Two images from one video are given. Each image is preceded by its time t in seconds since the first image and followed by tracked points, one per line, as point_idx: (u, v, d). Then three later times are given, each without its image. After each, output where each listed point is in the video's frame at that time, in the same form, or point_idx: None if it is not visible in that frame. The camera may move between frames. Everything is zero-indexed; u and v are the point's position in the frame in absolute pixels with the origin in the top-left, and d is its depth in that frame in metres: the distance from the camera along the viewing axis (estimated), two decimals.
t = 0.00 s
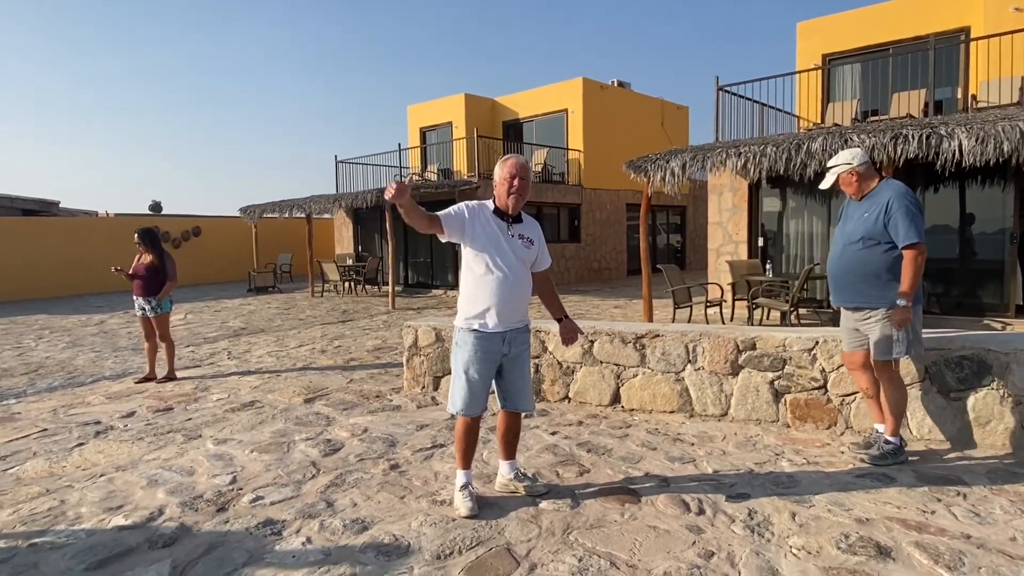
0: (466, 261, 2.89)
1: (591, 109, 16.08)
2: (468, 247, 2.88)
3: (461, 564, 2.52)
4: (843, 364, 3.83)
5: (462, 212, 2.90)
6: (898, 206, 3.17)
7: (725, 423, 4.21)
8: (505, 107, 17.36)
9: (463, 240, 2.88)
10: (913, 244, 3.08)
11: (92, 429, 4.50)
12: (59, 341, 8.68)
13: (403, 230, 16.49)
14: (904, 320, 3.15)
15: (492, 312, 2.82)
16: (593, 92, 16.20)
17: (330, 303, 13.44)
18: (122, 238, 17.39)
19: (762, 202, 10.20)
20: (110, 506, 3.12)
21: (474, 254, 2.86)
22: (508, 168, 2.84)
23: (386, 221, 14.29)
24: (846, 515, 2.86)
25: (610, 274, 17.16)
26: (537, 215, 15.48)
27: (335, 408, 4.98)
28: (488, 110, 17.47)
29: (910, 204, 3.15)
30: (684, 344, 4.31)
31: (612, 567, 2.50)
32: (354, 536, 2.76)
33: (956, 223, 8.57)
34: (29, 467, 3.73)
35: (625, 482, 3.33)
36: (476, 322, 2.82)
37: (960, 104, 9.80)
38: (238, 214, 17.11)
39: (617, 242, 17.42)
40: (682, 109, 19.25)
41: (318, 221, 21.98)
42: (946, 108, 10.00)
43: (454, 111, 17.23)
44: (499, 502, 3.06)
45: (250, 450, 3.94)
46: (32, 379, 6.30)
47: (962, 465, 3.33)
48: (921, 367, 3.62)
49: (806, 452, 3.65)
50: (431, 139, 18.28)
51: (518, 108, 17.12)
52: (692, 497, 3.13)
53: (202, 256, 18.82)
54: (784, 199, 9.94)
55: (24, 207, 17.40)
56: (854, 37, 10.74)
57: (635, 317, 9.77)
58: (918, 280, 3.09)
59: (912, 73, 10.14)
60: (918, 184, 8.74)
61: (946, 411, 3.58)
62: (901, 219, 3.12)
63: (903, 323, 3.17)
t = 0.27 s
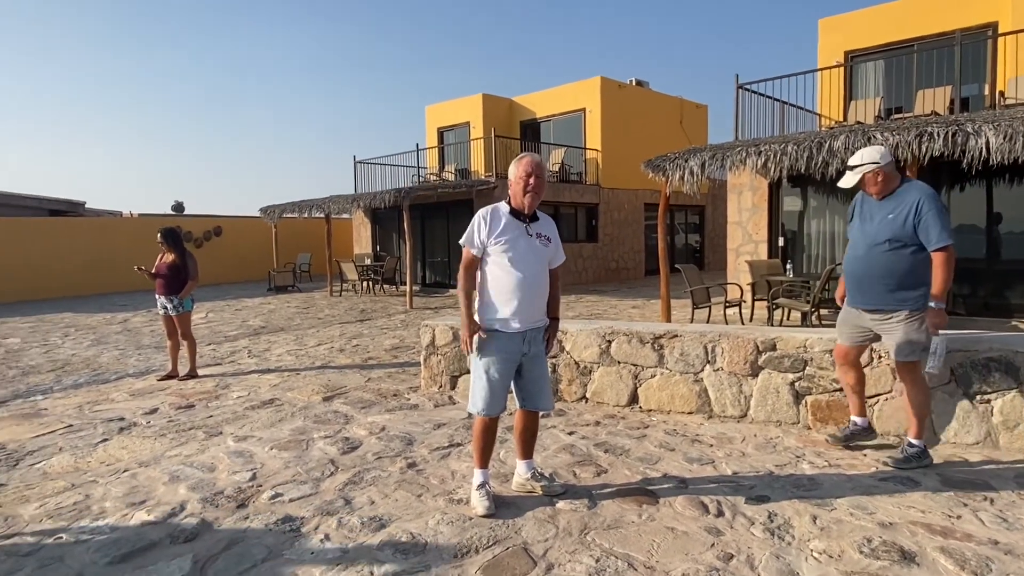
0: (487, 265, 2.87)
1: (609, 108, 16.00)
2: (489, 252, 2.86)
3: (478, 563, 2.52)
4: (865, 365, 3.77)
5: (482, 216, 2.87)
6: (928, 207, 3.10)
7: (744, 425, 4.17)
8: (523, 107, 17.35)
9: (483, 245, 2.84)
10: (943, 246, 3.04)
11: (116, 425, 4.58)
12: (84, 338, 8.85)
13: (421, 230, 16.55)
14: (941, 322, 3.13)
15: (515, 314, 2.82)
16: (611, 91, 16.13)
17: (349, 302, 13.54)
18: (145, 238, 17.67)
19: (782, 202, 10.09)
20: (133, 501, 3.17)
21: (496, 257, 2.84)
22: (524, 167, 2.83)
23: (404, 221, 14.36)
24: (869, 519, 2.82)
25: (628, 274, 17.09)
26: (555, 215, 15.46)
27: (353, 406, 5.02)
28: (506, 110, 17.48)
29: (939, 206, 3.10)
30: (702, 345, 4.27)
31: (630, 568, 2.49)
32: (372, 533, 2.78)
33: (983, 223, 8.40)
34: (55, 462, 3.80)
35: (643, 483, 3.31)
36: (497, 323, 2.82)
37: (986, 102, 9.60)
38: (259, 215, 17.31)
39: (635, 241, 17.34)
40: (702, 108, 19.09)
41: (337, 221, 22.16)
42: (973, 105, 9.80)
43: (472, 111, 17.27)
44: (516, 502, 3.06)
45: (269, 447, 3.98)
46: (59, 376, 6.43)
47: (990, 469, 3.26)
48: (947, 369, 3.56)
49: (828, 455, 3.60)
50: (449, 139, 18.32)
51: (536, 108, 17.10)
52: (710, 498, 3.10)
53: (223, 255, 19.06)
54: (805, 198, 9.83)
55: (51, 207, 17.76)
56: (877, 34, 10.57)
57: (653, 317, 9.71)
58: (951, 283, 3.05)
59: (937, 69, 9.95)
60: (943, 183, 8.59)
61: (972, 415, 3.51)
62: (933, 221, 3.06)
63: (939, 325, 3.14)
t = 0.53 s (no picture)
0: (513, 270, 2.87)
1: (634, 108, 15.90)
2: (514, 257, 2.86)
3: (502, 564, 2.52)
4: (898, 369, 3.68)
5: (504, 222, 2.86)
6: (956, 211, 3.04)
7: (772, 429, 4.11)
8: (548, 108, 17.33)
9: (509, 250, 2.85)
10: (972, 249, 2.99)
11: (149, 421, 4.68)
12: (118, 337, 9.07)
13: (445, 231, 16.63)
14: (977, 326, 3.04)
15: (544, 315, 2.82)
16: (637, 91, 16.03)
17: (374, 303, 13.68)
18: (177, 239, 18.06)
19: (812, 202, 9.90)
20: (165, 497, 3.24)
21: (522, 262, 2.84)
22: (546, 167, 2.83)
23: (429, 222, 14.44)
24: (902, 527, 2.75)
25: (653, 275, 16.96)
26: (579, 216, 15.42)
27: (379, 406, 5.06)
28: (530, 111, 17.47)
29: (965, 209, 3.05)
30: (729, 347, 4.22)
31: (655, 572, 2.47)
32: (397, 532, 2.80)
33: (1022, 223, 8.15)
34: (91, 457, 3.90)
35: (668, 486, 3.28)
36: (527, 324, 2.82)
37: None
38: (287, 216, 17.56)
39: (660, 242, 17.20)
40: (728, 107, 18.87)
41: (363, 222, 22.37)
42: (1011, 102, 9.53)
43: (497, 112, 17.30)
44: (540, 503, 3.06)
45: (297, 445, 4.03)
46: (94, 374, 6.60)
47: None
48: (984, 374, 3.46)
49: (858, 460, 3.52)
50: (473, 140, 18.38)
51: (560, 109, 17.07)
52: (737, 503, 3.06)
53: (252, 256, 19.39)
54: (836, 198, 9.63)
55: (87, 209, 18.24)
56: (911, 30, 10.34)
57: (679, 319, 9.62)
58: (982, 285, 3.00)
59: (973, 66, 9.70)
60: (980, 182, 8.36)
61: (1011, 421, 3.41)
62: (963, 225, 3.01)
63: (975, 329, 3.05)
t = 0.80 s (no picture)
0: (552, 273, 2.85)
1: (666, 110, 15.75)
2: (552, 260, 2.84)
3: (531, 566, 2.52)
4: (941, 376, 3.57)
5: (540, 225, 2.83)
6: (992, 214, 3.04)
7: (808, 436, 4.02)
8: (579, 109, 17.28)
9: (547, 253, 2.82)
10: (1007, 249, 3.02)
11: (188, 418, 4.81)
12: (159, 336, 9.32)
13: (476, 233, 16.70)
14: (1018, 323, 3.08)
15: (581, 318, 2.81)
16: (669, 92, 15.87)
17: (406, 304, 13.81)
18: (215, 241, 18.50)
19: (850, 204, 9.67)
20: (203, 493, 3.32)
21: (560, 265, 2.83)
22: (582, 170, 2.82)
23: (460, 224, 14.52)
24: (944, 539, 2.66)
25: (685, 278, 16.77)
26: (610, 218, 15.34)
27: (410, 406, 5.10)
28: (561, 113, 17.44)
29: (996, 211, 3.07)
30: (764, 351, 4.14)
31: None
32: (427, 532, 2.82)
33: None
34: (132, 453, 4.01)
35: (700, 493, 3.23)
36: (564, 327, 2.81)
37: None
38: (321, 218, 17.85)
39: (693, 245, 16.99)
40: (764, 107, 18.56)
41: (395, 224, 22.59)
42: None
43: (528, 114, 17.32)
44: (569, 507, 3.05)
45: (330, 444, 4.09)
46: (136, 371, 6.80)
47: None
48: None
49: (898, 469, 3.42)
50: (504, 143, 18.43)
51: (592, 110, 17.00)
52: (771, 511, 3.01)
53: (287, 257, 19.76)
54: (875, 199, 9.37)
55: (130, 212, 18.81)
56: (954, 27, 10.04)
57: (711, 323, 9.49)
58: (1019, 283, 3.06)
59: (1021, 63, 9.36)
60: None
61: None
62: (1001, 227, 3.01)
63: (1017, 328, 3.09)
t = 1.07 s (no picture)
0: (599, 277, 2.83)
1: (705, 111, 15.54)
2: (600, 263, 2.82)
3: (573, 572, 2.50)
4: (998, 387, 3.43)
5: (589, 228, 2.81)
6: None
7: (855, 445, 3.90)
8: (616, 112, 17.18)
9: (595, 256, 2.81)
10: None
11: (234, 417, 4.93)
12: (205, 336, 9.59)
13: (512, 236, 16.74)
14: None
15: (628, 322, 2.80)
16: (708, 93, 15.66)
17: (442, 307, 13.91)
18: (257, 243, 18.96)
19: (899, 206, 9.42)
20: (249, 490, 3.40)
21: (608, 269, 2.81)
22: (630, 173, 2.81)
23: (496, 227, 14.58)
24: (1003, 556, 2.55)
25: (724, 282, 16.50)
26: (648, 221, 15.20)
27: (448, 408, 5.14)
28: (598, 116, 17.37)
29: None
30: (809, 358, 4.04)
31: None
32: (468, 534, 2.83)
33: None
34: (182, 449, 4.14)
35: (744, 502, 3.17)
36: (610, 330, 2.79)
37: None
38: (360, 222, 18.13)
39: (732, 248, 16.71)
40: (806, 108, 18.15)
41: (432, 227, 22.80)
42: None
43: (564, 118, 17.29)
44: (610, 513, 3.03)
45: (371, 444, 4.15)
46: (183, 370, 7.01)
47: None
48: None
49: (951, 482, 3.30)
50: (541, 146, 18.43)
51: (629, 113, 16.88)
52: (819, 522, 2.92)
53: (326, 260, 20.11)
54: (925, 203, 9.11)
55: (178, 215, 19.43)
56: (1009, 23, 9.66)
57: (752, 328, 9.31)
58: None
59: None
60: None
61: None
62: None
63: None
